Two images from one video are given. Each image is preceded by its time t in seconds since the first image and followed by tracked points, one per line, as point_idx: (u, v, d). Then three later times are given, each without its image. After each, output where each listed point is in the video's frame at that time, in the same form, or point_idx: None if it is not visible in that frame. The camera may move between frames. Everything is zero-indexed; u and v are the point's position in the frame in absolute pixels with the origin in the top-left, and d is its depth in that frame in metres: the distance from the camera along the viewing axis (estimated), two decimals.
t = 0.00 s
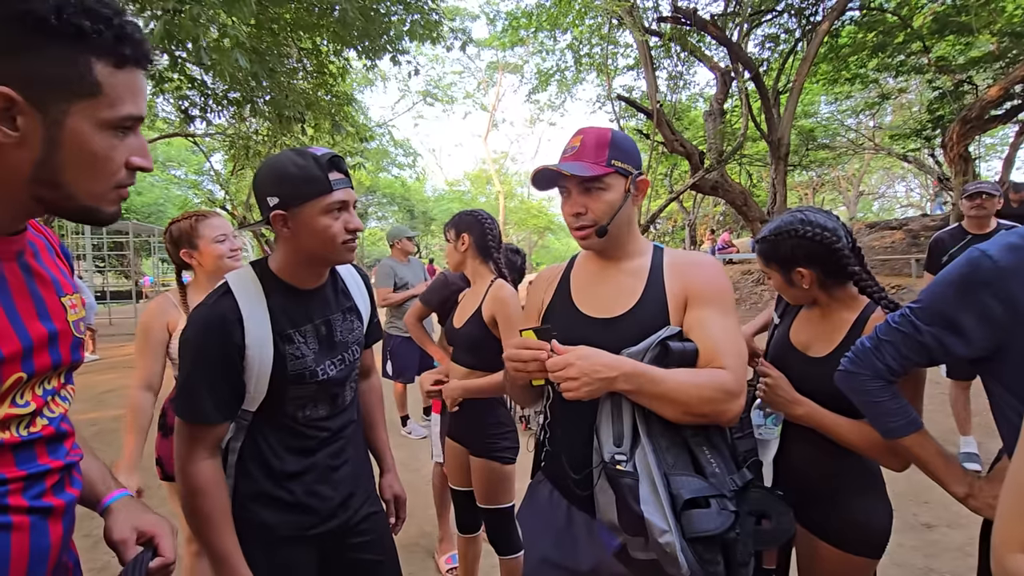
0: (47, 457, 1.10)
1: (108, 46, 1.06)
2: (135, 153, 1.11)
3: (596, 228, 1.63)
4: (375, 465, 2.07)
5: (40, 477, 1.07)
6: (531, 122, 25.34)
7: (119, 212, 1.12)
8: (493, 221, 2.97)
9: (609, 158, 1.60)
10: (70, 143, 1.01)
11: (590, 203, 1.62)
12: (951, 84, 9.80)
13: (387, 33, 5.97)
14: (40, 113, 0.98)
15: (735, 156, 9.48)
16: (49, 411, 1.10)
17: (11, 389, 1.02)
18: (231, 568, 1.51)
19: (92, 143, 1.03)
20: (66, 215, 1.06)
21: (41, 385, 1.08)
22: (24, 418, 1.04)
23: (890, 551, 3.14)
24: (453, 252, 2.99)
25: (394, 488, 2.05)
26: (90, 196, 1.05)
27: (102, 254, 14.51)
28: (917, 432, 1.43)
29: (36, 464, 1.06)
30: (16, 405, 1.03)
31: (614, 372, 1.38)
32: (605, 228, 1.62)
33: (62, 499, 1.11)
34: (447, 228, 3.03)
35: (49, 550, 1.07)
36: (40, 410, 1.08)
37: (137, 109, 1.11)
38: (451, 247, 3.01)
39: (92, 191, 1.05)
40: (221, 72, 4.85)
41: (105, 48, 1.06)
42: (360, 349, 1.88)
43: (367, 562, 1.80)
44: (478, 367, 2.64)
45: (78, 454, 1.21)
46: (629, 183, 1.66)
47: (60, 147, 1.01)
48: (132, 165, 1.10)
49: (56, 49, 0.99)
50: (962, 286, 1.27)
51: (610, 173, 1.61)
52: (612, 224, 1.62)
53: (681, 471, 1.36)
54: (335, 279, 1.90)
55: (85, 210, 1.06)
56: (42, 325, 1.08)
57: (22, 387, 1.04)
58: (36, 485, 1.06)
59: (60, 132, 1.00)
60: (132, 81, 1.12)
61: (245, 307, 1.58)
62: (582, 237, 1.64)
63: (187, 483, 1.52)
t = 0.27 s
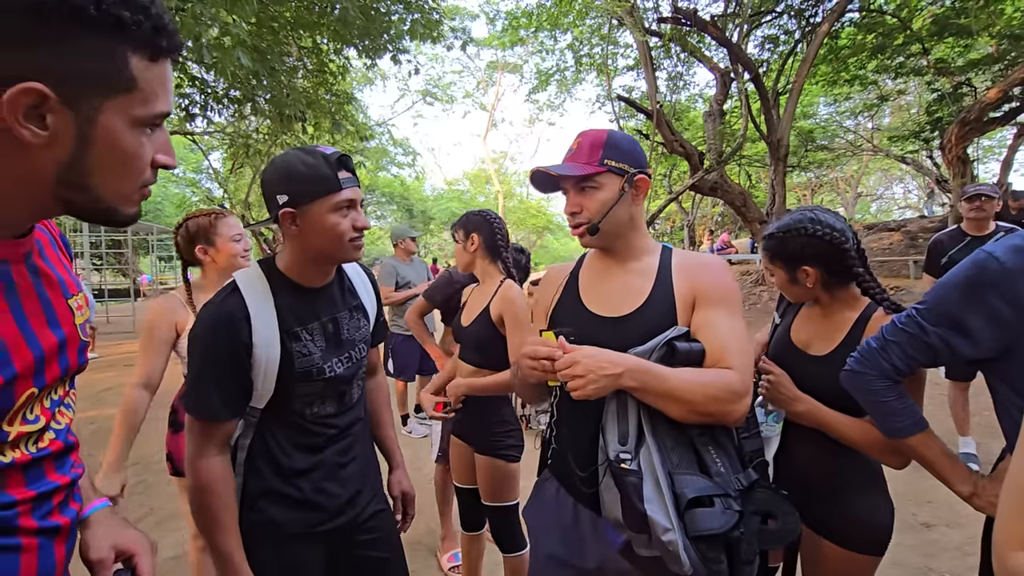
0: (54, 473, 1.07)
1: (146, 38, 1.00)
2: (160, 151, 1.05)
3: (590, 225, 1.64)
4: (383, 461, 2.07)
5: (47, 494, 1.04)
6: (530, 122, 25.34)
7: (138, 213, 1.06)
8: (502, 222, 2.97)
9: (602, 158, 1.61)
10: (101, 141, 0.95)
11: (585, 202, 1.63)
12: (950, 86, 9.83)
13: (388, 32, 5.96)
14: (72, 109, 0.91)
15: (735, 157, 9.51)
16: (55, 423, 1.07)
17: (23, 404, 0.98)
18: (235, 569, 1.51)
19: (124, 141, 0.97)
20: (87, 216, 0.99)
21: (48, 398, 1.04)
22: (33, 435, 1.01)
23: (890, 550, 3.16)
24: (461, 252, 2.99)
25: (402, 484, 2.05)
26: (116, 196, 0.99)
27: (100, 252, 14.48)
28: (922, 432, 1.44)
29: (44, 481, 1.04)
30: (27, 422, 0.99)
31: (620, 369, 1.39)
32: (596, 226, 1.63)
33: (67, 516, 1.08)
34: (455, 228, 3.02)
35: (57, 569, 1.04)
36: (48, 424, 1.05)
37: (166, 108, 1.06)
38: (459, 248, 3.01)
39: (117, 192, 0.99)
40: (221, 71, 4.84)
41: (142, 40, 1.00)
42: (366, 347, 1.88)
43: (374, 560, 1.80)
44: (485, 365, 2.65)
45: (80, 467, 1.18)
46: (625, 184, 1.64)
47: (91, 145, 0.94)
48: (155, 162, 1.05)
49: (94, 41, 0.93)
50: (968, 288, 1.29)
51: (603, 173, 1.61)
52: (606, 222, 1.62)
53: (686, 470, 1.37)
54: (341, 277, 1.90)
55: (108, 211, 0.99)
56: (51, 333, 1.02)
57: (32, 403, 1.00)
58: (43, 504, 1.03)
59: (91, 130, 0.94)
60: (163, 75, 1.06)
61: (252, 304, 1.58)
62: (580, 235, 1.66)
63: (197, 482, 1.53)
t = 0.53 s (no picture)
0: (48, 481, 1.02)
1: (150, 10, 0.91)
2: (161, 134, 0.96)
3: (589, 221, 1.62)
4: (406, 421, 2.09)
5: (43, 505, 0.99)
6: (526, 120, 25.29)
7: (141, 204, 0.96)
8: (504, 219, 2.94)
9: (598, 154, 1.60)
10: (102, 125, 0.85)
11: (580, 198, 1.61)
12: (944, 86, 9.87)
13: (383, 28, 5.91)
14: (71, 86, 0.82)
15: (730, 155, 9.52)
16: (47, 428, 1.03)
17: (20, 410, 0.94)
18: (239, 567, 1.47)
19: (128, 124, 0.88)
20: (88, 207, 0.89)
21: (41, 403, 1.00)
22: (28, 442, 0.97)
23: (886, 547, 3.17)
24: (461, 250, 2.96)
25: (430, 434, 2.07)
26: (119, 186, 0.89)
27: (91, 248, 14.33)
28: (925, 429, 1.43)
29: (39, 490, 0.99)
30: (22, 428, 0.96)
31: (622, 365, 1.38)
32: (593, 222, 1.62)
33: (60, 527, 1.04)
34: (457, 224, 2.98)
35: None
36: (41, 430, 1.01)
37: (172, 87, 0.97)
38: (460, 245, 2.97)
39: (120, 180, 0.89)
40: (214, 66, 4.78)
41: (146, 12, 0.90)
42: (364, 342, 1.86)
43: (374, 558, 1.78)
44: (486, 362, 2.62)
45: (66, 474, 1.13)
46: (622, 180, 1.62)
47: (92, 129, 0.85)
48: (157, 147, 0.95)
49: (94, 12, 0.84)
50: (973, 285, 1.28)
51: (598, 169, 1.60)
52: (602, 217, 1.61)
53: (688, 468, 1.36)
54: (338, 272, 1.87)
55: (110, 201, 0.89)
56: (45, 333, 0.99)
57: (28, 408, 0.97)
58: (39, 515, 0.99)
59: (92, 110, 0.84)
60: (168, 52, 0.96)
61: (250, 298, 1.55)
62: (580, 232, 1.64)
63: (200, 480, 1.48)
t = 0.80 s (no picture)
0: (33, 485, 0.99)
1: None
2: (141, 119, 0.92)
3: (582, 221, 1.62)
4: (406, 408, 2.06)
5: (30, 510, 0.96)
6: (517, 117, 25.25)
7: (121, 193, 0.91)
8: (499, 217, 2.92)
9: (591, 152, 1.59)
10: (83, 107, 0.81)
11: (574, 196, 1.61)
12: (932, 85, 9.96)
13: (375, 24, 5.87)
14: (48, 66, 0.78)
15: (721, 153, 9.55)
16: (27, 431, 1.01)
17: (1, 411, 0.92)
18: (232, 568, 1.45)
19: (109, 107, 0.84)
20: (65, 196, 0.84)
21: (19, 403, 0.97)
22: (10, 444, 0.95)
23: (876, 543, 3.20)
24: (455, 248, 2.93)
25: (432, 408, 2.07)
26: (98, 172, 0.84)
27: (77, 246, 14.14)
28: (918, 426, 1.44)
29: (25, 495, 0.96)
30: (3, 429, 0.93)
31: (616, 364, 1.37)
32: (587, 220, 1.61)
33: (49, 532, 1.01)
34: (451, 221, 2.96)
35: None
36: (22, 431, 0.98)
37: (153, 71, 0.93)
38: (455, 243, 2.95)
39: (100, 166, 0.84)
40: (203, 61, 4.72)
41: None
42: (356, 340, 1.84)
43: (366, 559, 1.77)
44: (480, 360, 2.61)
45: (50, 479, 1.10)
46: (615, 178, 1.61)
47: (72, 111, 0.80)
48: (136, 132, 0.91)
49: None
50: (968, 283, 1.29)
51: (592, 167, 1.59)
52: (596, 215, 1.61)
53: (683, 468, 1.36)
54: (328, 269, 1.85)
55: (89, 188, 0.84)
56: (22, 329, 0.96)
57: (7, 409, 0.95)
58: (27, 521, 0.96)
59: (72, 91, 0.80)
60: (147, 34, 0.92)
61: (237, 297, 1.53)
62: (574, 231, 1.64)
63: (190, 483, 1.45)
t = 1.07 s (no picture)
0: (16, 487, 0.98)
1: None
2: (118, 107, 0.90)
3: (575, 219, 1.62)
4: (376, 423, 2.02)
5: (16, 512, 0.95)
6: (511, 115, 25.22)
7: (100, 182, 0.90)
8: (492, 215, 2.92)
9: (582, 150, 1.58)
10: (60, 94, 0.79)
11: (567, 194, 1.61)
12: (923, 83, 10.04)
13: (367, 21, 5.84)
14: (24, 51, 0.76)
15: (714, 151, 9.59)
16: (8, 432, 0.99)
17: None
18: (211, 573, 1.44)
19: (87, 95, 0.82)
20: (42, 185, 0.82)
21: None
22: None
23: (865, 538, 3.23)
24: (448, 246, 2.92)
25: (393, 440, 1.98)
26: (78, 163, 0.83)
27: (67, 244, 13.99)
28: (908, 423, 1.46)
29: (9, 497, 0.95)
30: None
31: (606, 362, 1.38)
32: (579, 219, 1.61)
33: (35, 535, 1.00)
34: (444, 220, 2.95)
35: None
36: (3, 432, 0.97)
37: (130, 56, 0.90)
38: (447, 241, 2.93)
39: (80, 156, 0.83)
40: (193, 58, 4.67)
41: None
42: (346, 338, 1.83)
43: (358, 559, 1.76)
44: (469, 358, 2.61)
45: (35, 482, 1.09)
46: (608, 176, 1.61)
47: (49, 100, 0.78)
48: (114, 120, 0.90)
49: None
50: (958, 281, 1.30)
51: (583, 166, 1.58)
52: (588, 213, 1.61)
53: (673, 466, 1.36)
54: (318, 267, 1.84)
55: (69, 179, 0.83)
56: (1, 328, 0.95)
57: None
58: (14, 524, 0.94)
59: (49, 80, 0.78)
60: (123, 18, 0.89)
61: (223, 296, 1.52)
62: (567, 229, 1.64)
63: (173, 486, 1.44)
